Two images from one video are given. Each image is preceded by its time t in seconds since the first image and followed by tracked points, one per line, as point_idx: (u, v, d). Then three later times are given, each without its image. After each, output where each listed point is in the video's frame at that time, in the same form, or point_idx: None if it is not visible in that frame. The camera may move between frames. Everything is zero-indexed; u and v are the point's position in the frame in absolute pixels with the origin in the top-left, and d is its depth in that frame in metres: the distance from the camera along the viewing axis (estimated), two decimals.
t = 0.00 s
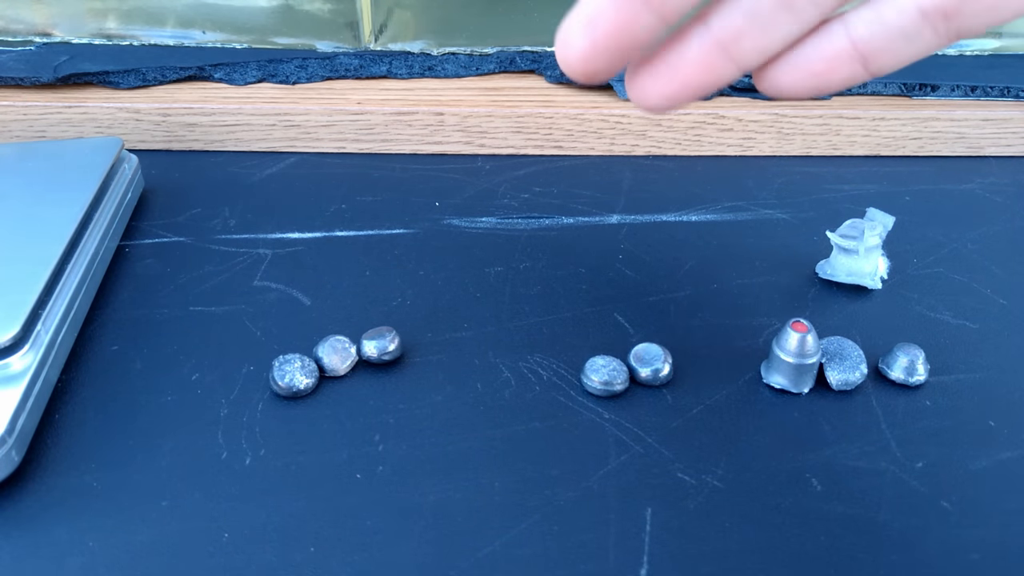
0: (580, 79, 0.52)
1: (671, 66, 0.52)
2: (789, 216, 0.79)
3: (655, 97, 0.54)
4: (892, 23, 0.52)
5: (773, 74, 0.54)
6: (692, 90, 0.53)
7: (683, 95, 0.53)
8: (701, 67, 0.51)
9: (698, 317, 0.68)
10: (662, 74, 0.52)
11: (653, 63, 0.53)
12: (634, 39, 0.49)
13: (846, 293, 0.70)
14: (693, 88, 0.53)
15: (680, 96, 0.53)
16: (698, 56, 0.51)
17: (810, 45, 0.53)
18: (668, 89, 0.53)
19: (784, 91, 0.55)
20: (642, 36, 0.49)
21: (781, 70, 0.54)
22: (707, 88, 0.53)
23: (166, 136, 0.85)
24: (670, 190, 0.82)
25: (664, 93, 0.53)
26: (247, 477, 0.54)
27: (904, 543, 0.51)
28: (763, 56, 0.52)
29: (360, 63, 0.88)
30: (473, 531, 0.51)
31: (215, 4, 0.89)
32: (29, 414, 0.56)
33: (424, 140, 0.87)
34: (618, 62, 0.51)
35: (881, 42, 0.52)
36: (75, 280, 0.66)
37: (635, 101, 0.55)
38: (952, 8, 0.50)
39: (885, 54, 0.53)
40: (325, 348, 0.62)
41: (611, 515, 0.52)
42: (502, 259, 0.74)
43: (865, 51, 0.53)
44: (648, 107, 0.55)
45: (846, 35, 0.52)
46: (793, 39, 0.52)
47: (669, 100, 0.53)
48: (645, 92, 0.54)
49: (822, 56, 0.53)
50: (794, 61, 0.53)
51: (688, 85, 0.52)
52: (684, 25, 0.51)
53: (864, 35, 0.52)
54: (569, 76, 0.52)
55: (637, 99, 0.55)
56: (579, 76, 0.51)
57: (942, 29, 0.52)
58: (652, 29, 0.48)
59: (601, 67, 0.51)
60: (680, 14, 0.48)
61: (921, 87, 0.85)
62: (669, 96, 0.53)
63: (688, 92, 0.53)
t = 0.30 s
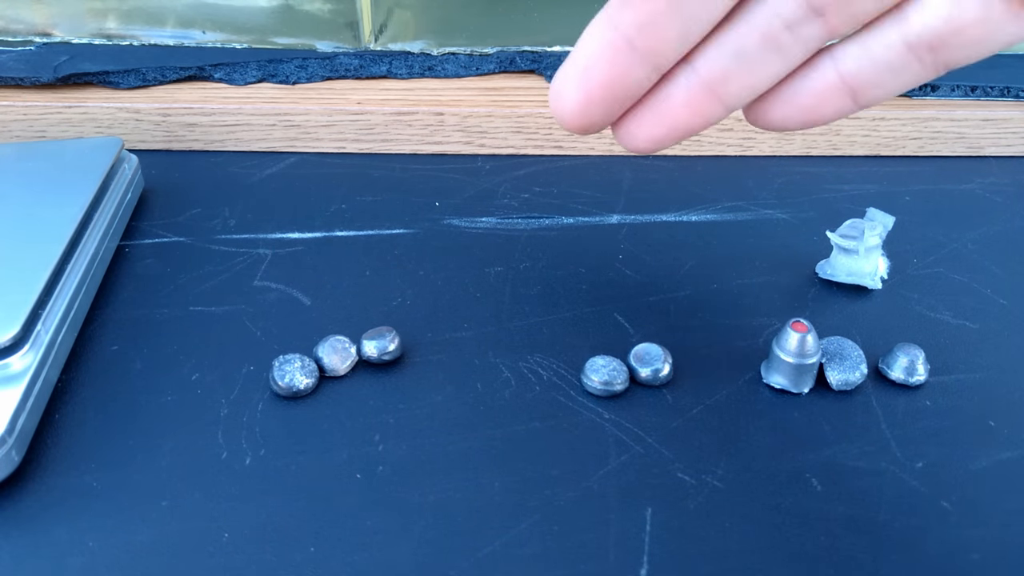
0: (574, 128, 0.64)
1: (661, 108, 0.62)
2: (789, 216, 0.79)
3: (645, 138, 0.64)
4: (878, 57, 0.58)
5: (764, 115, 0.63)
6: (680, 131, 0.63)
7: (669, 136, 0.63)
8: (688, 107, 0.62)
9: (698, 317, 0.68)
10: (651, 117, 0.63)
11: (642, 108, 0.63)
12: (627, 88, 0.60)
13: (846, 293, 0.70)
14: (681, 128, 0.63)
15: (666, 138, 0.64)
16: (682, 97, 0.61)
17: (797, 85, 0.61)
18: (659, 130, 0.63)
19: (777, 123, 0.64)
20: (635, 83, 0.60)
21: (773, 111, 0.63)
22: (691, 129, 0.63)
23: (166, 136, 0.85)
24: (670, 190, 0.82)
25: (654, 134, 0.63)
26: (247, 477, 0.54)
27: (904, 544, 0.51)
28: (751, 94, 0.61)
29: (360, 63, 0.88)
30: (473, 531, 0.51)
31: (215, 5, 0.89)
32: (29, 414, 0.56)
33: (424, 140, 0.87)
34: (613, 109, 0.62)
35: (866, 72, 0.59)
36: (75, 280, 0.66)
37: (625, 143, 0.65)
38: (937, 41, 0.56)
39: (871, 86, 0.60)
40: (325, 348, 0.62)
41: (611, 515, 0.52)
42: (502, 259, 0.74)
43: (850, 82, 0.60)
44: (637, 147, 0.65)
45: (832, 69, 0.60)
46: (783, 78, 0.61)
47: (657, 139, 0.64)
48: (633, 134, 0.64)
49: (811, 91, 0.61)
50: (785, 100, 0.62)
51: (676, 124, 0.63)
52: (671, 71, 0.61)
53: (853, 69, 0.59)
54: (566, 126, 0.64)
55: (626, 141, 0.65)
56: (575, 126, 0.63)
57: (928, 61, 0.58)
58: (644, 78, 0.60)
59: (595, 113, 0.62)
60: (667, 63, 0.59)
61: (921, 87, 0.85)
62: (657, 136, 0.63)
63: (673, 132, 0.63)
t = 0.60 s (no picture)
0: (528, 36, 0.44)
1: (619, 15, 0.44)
2: (789, 216, 0.79)
3: (600, 50, 0.46)
4: None
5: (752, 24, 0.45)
6: (644, 41, 0.45)
7: (631, 47, 0.46)
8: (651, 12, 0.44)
9: (698, 317, 0.68)
10: (606, 23, 0.45)
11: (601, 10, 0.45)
12: None
13: (846, 293, 0.70)
14: (646, 40, 0.45)
15: (628, 49, 0.46)
16: None
17: None
18: (616, 40, 0.45)
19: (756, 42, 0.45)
20: None
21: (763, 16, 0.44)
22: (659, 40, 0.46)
23: (167, 136, 0.85)
24: (670, 190, 0.82)
25: (611, 46, 0.45)
26: (246, 477, 0.54)
27: (904, 544, 0.51)
28: None
29: (360, 63, 0.88)
30: (473, 531, 0.51)
31: (215, 5, 0.89)
32: (29, 414, 0.56)
33: (424, 140, 0.87)
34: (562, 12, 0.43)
35: None
36: (75, 280, 0.66)
37: (583, 55, 0.47)
38: None
39: None
40: (325, 348, 0.62)
41: (611, 515, 0.52)
42: (502, 259, 0.74)
43: None
44: (596, 59, 0.47)
45: None
46: None
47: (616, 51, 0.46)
48: (588, 44, 0.46)
49: None
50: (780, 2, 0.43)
51: (640, 35, 0.45)
52: None
53: None
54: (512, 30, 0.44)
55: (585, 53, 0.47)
56: (522, 34, 0.44)
57: None
58: None
59: (546, 22, 0.43)
60: None
61: (921, 87, 0.85)
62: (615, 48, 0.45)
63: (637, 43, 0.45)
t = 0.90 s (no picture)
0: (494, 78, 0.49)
1: (585, 52, 0.48)
2: (789, 216, 0.79)
3: (567, 90, 0.50)
4: None
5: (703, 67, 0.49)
6: (608, 80, 0.49)
7: (597, 86, 0.49)
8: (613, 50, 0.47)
9: (698, 317, 0.68)
10: (573, 61, 0.48)
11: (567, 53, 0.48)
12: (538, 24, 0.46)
13: (846, 293, 0.70)
14: (612, 77, 0.48)
15: (594, 87, 0.49)
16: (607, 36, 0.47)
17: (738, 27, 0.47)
18: (582, 80, 0.49)
19: (712, 76, 0.49)
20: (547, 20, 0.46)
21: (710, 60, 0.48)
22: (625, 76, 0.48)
23: (166, 136, 0.85)
24: (670, 190, 0.82)
25: (577, 85, 0.49)
26: (246, 477, 0.54)
27: (904, 544, 0.51)
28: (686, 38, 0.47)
29: (360, 63, 0.88)
30: (473, 531, 0.51)
31: (215, 4, 0.89)
32: (29, 414, 0.56)
33: (424, 140, 0.87)
34: (528, 51, 0.47)
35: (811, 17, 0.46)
36: (75, 280, 0.66)
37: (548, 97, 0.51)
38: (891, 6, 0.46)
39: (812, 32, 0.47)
40: (325, 348, 0.62)
41: (611, 515, 0.52)
42: (502, 259, 0.74)
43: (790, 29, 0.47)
44: (563, 101, 0.51)
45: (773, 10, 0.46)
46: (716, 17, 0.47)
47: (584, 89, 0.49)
48: (556, 84, 0.50)
49: (751, 37, 0.47)
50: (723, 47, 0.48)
51: (606, 72, 0.48)
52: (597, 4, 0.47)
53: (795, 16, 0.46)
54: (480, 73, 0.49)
55: (551, 95, 0.51)
56: (491, 76, 0.48)
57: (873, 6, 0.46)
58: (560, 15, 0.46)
59: (512, 63, 0.48)
60: None
61: (921, 87, 0.85)
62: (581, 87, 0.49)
63: (603, 81, 0.49)
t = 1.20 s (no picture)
0: (579, 106, 0.57)
1: (669, 84, 0.56)
2: (789, 216, 0.79)
3: (649, 119, 0.58)
4: (899, 25, 0.54)
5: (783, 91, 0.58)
6: (691, 108, 0.57)
7: (680, 113, 0.57)
8: (697, 82, 0.56)
9: (698, 317, 0.68)
10: (655, 93, 0.57)
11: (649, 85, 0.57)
12: (631, 62, 0.54)
13: (846, 293, 0.70)
14: (694, 104, 0.57)
15: (679, 115, 0.57)
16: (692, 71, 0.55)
17: (820, 56, 0.56)
18: (667, 108, 0.57)
19: (795, 97, 0.58)
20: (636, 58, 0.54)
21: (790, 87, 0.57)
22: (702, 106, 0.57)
23: (166, 136, 0.85)
24: (670, 190, 0.82)
25: (661, 113, 0.57)
26: (247, 477, 0.54)
27: (904, 544, 0.51)
28: (764, 69, 0.55)
29: (360, 63, 0.87)
30: (473, 531, 0.51)
31: (215, 4, 0.89)
32: (29, 414, 0.56)
33: (424, 140, 0.87)
34: (614, 86, 0.56)
35: (889, 42, 0.55)
36: (75, 280, 0.66)
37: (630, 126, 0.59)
38: (963, 8, 0.52)
39: (892, 56, 0.56)
40: (325, 348, 0.62)
41: (611, 515, 0.52)
42: (502, 259, 0.74)
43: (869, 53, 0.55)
44: (643, 127, 0.59)
45: (855, 39, 0.55)
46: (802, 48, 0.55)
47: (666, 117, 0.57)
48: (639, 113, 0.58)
49: (834, 60, 0.55)
50: (804, 74, 0.56)
51: (687, 99, 0.56)
52: (680, 45, 0.55)
53: (875, 39, 0.55)
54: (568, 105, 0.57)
55: (631, 121, 0.59)
56: (578, 106, 0.57)
57: (954, 30, 0.54)
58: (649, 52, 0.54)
59: (598, 95, 0.56)
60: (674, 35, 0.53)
61: (921, 87, 0.85)
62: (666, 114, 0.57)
63: (685, 109, 0.57)
